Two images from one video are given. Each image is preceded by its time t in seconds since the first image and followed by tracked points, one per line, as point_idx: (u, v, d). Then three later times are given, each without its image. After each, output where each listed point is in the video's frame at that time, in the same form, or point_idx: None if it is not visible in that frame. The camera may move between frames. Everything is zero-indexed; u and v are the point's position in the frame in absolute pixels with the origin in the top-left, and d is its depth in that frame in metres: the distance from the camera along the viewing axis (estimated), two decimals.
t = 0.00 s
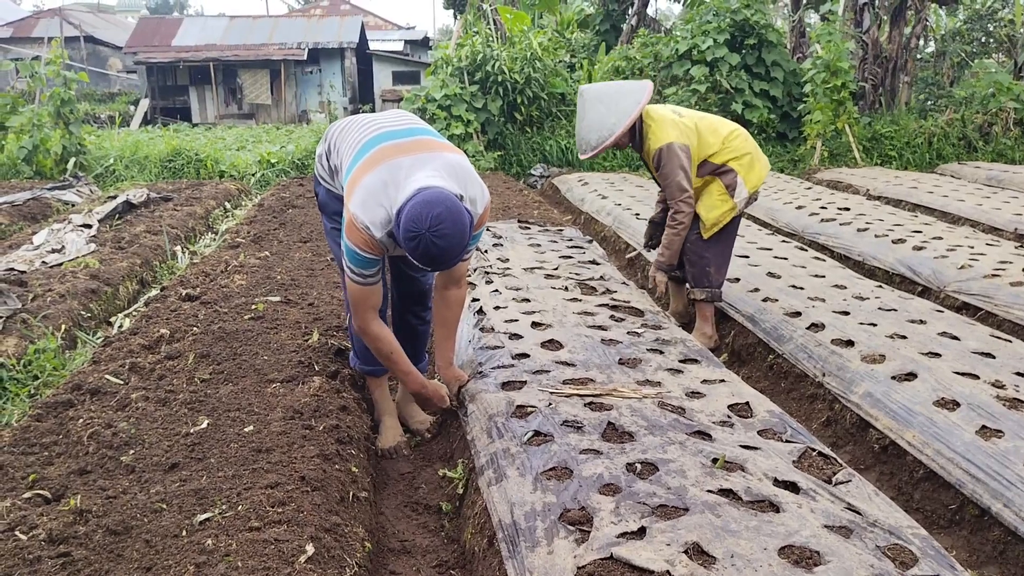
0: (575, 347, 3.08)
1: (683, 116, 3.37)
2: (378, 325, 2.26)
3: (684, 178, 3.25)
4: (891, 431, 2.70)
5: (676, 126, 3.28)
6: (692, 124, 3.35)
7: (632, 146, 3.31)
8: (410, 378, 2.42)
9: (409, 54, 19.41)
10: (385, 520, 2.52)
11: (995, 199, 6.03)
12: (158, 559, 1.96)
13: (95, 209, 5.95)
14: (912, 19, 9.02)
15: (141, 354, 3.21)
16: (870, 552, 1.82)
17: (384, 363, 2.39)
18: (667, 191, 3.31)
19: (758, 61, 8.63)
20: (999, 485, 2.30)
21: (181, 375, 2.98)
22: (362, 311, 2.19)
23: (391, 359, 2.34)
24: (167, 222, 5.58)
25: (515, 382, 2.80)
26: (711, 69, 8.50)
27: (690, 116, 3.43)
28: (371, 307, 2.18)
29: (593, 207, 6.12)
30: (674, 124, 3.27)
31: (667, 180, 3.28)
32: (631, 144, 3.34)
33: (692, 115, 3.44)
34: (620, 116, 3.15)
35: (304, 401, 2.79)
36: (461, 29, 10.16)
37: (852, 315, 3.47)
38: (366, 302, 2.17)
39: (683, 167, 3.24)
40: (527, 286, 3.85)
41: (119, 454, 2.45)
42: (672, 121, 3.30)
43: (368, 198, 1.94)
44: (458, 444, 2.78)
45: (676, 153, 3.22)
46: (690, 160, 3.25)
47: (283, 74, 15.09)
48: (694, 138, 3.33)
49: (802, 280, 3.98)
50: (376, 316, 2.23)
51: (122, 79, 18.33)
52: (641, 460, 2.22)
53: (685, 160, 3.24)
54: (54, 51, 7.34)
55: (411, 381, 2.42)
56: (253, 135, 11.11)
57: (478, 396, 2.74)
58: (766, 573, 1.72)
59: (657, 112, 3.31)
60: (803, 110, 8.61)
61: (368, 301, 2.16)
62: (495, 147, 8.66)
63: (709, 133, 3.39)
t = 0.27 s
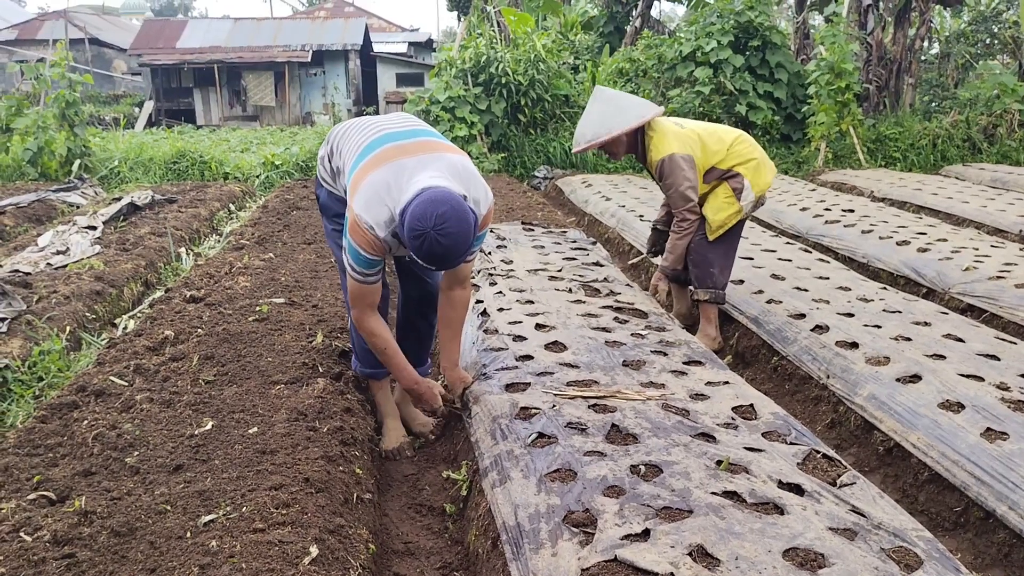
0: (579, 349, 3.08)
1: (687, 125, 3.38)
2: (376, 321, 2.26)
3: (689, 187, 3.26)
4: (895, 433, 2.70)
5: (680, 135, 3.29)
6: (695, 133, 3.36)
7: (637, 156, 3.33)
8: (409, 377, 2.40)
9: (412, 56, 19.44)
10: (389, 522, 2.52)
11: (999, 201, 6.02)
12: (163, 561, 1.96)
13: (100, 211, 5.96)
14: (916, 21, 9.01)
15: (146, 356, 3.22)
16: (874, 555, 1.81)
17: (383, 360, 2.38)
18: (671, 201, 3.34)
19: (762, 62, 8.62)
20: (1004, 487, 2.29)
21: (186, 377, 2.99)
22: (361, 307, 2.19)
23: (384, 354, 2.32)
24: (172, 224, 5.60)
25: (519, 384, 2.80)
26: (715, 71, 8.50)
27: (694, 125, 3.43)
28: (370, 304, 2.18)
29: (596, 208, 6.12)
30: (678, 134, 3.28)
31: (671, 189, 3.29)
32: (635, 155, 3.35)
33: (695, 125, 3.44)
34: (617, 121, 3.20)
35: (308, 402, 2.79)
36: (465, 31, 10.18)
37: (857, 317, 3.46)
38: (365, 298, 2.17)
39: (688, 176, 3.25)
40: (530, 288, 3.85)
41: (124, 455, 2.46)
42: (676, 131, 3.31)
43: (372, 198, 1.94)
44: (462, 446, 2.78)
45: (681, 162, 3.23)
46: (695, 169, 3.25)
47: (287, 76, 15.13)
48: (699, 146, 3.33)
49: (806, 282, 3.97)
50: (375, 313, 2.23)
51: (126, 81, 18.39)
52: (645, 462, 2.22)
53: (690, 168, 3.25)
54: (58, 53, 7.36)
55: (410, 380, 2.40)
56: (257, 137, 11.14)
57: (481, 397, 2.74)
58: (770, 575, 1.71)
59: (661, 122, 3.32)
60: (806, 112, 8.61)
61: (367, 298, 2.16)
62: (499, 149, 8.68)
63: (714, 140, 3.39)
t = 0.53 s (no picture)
0: (580, 351, 3.08)
1: (693, 128, 3.39)
2: (384, 310, 2.25)
3: (694, 189, 3.27)
4: (897, 436, 2.70)
5: (686, 137, 3.30)
6: (701, 136, 3.37)
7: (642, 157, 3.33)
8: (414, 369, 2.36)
9: (414, 57, 19.45)
10: (391, 524, 2.52)
11: (1001, 203, 6.02)
12: (164, 562, 1.96)
13: (101, 213, 5.97)
14: (918, 23, 9.01)
15: (148, 358, 3.22)
16: (876, 557, 1.81)
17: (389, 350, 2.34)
18: (676, 202, 3.34)
19: (764, 64, 8.62)
20: (1006, 489, 2.28)
21: (187, 379, 2.99)
22: (369, 294, 2.19)
23: (391, 342, 2.29)
24: (173, 225, 5.60)
25: (521, 387, 2.79)
26: (717, 73, 8.51)
27: (698, 131, 3.43)
28: (378, 292, 2.18)
29: (598, 210, 6.12)
30: (684, 136, 3.29)
31: (676, 191, 3.30)
32: (641, 157, 3.36)
33: (700, 131, 3.44)
34: (626, 114, 3.17)
35: (310, 404, 2.79)
36: (467, 33, 10.19)
37: (858, 319, 3.45)
38: (373, 288, 2.17)
39: (693, 177, 3.26)
40: (532, 290, 3.85)
41: (126, 457, 2.46)
42: (683, 133, 3.32)
43: (381, 196, 1.95)
44: (463, 448, 2.78)
45: (687, 163, 3.24)
46: (701, 170, 3.26)
47: (289, 78, 15.14)
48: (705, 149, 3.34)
49: (807, 283, 3.97)
50: (383, 301, 2.23)
51: (129, 83, 18.42)
52: (647, 464, 2.21)
53: (696, 170, 3.25)
54: (60, 55, 7.37)
55: (416, 371, 2.35)
56: (259, 139, 11.15)
57: (483, 399, 2.74)
58: None
59: (667, 124, 3.33)
60: (808, 113, 8.60)
61: (376, 286, 2.15)
62: (500, 151, 8.69)
63: (719, 143, 3.40)
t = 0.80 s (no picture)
0: (580, 352, 3.08)
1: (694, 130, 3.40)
2: (389, 310, 2.25)
3: (697, 191, 3.27)
4: (896, 437, 2.69)
5: (688, 139, 3.31)
6: (702, 138, 3.38)
7: (645, 159, 3.33)
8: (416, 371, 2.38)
9: (414, 58, 19.46)
10: (390, 526, 2.52)
11: (1001, 204, 6.02)
12: (164, 564, 1.96)
13: (101, 214, 5.97)
14: (918, 24, 9.01)
15: (147, 359, 3.22)
16: (876, 559, 1.81)
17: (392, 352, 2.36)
18: (679, 203, 3.33)
19: (764, 65, 8.62)
20: (1006, 491, 2.28)
21: (187, 380, 2.99)
22: (374, 295, 2.19)
23: (394, 343, 2.30)
24: (173, 227, 5.60)
25: (520, 388, 2.80)
26: (716, 74, 8.51)
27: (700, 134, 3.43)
28: (383, 294, 2.18)
29: (598, 211, 6.12)
30: (686, 138, 3.30)
31: (680, 193, 3.29)
32: (643, 160, 3.36)
33: (702, 133, 3.44)
34: (629, 115, 3.16)
35: (310, 405, 2.79)
36: (467, 35, 10.20)
37: (858, 320, 3.45)
38: (378, 288, 2.17)
39: (697, 179, 3.26)
40: (532, 291, 3.85)
41: (125, 459, 2.46)
42: (684, 135, 3.33)
43: (386, 200, 1.95)
44: (463, 450, 2.78)
45: (690, 165, 3.24)
46: (704, 171, 3.27)
47: (289, 79, 15.14)
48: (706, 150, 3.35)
49: (807, 285, 3.97)
50: (388, 302, 2.23)
51: (129, 84, 18.43)
52: (647, 466, 2.21)
53: (699, 171, 3.26)
54: (61, 56, 7.38)
55: (418, 374, 2.38)
56: (260, 140, 11.15)
57: (483, 401, 2.74)
58: None
59: (669, 127, 3.34)
60: (808, 115, 8.61)
61: (380, 287, 2.16)
62: (500, 152, 8.69)
63: (720, 144, 3.41)
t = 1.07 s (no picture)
0: (577, 353, 3.08)
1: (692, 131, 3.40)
2: (392, 316, 2.26)
3: (695, 192, 3.27)
4: (893, 438, 2.70)
5: (686, 141, 3.31)
6: (701, 139, 3.38)
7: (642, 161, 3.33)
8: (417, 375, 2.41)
9: (412, 59, 19.46)
10: (387, 527, 2.52)
11: (998, 204, 6.02)
12: (160, 565, 1.96)
13: (98, 214, 5.96)
14: (915, 25, 9.02)
15: (144, 360, 3.21)
16: (873, 560, 1.81)
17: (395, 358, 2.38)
18: (677, 204, 3.32)
19: (761, 66, 8.63)
20: (1002, 491, 2.28)
21: (184, 381, 2.99)
22: (377, 301, 2.20)
23: (398, 348, 2.32)
24: (170, 227, 5.60)
25: (517, 389, 2.79)
26: (714, 75, 8.52)
27: (697, 134, 3.43)
28: (386, 300, 2.19)
29: (595, 212, 6.12)
30: (684, 140, 3.31)
31: (677, 194, 3.29)
32: (640, 161, 3.36)
33: (699, 134, 3.43)
34: (628, 114, 3.16)
35: (306, 406, 2.79)
36: (464, 35, 10.21)
37: (855, 321, 3.45)
38: (380, 294, 2.17)
39: (695, 180, 3.26)
40: (529, 292, 3.85)
41: (121, 460, 2.45)
42: (682, 136, 3.33)
43: (389, 204, 1.95)
44: (460, 450, 2.77)
45: (688, 166, 3.24)
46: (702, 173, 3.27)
47: (286, 80, 15.13)
48: (705, 151, 3.35)
49: (804, 285, 3.97)
50: (391, 307, 2.24)
51: (127, 85, 18.41)
52: (643, 467, 2.21)
53: (697, 172, 3.26)
54: (58, 57, 7.37)
55: (420, 380, 2.42)
56: (257, 141, 11.14)
57: (479, 402, 2.74)
58: None
59: (667, 128, 3.35)
60: (805, 116, 8.62)
61: (383, 293, 2.16)
62: (497, 152, 8.69)
63: (718, 145, 3.41)
